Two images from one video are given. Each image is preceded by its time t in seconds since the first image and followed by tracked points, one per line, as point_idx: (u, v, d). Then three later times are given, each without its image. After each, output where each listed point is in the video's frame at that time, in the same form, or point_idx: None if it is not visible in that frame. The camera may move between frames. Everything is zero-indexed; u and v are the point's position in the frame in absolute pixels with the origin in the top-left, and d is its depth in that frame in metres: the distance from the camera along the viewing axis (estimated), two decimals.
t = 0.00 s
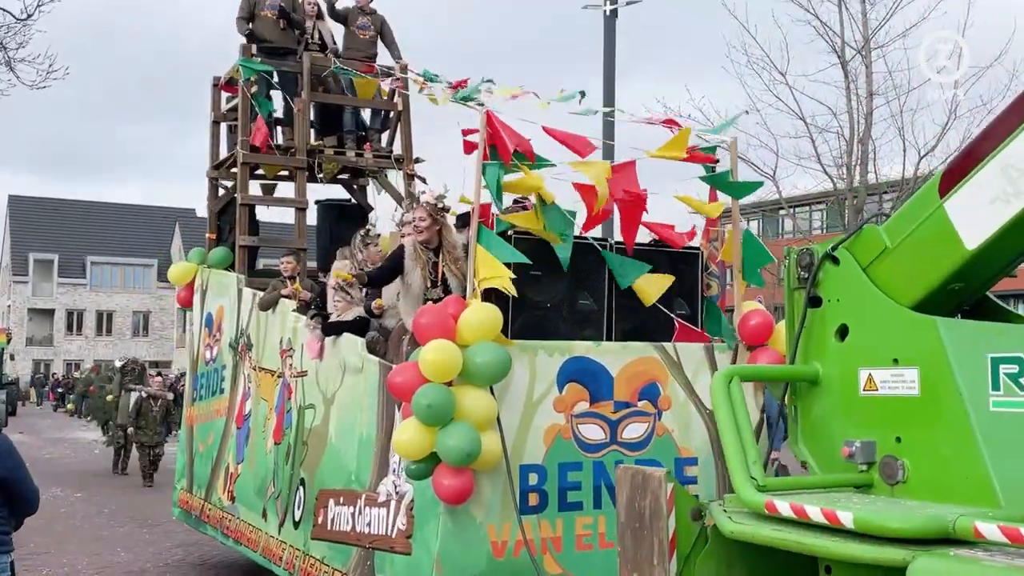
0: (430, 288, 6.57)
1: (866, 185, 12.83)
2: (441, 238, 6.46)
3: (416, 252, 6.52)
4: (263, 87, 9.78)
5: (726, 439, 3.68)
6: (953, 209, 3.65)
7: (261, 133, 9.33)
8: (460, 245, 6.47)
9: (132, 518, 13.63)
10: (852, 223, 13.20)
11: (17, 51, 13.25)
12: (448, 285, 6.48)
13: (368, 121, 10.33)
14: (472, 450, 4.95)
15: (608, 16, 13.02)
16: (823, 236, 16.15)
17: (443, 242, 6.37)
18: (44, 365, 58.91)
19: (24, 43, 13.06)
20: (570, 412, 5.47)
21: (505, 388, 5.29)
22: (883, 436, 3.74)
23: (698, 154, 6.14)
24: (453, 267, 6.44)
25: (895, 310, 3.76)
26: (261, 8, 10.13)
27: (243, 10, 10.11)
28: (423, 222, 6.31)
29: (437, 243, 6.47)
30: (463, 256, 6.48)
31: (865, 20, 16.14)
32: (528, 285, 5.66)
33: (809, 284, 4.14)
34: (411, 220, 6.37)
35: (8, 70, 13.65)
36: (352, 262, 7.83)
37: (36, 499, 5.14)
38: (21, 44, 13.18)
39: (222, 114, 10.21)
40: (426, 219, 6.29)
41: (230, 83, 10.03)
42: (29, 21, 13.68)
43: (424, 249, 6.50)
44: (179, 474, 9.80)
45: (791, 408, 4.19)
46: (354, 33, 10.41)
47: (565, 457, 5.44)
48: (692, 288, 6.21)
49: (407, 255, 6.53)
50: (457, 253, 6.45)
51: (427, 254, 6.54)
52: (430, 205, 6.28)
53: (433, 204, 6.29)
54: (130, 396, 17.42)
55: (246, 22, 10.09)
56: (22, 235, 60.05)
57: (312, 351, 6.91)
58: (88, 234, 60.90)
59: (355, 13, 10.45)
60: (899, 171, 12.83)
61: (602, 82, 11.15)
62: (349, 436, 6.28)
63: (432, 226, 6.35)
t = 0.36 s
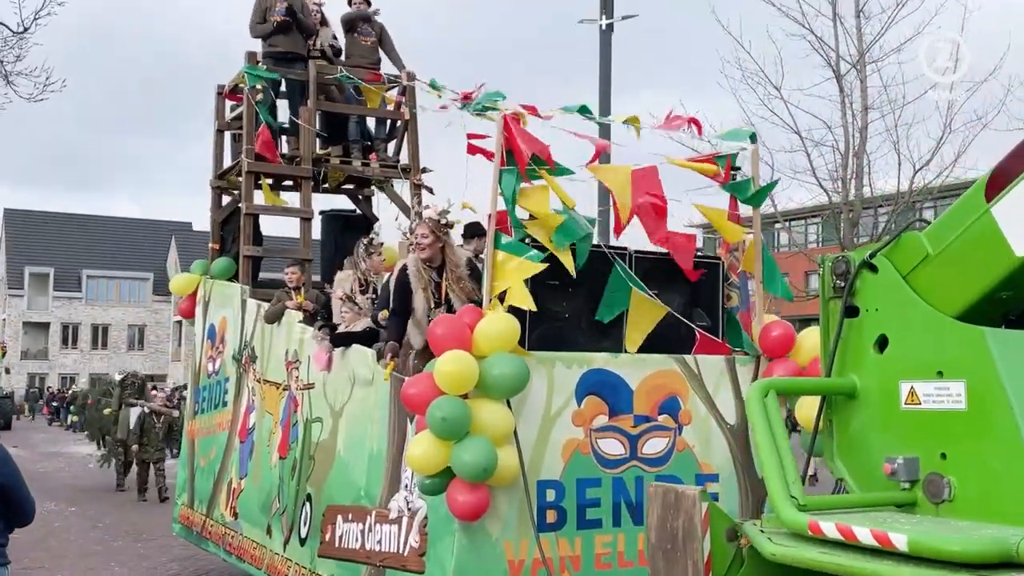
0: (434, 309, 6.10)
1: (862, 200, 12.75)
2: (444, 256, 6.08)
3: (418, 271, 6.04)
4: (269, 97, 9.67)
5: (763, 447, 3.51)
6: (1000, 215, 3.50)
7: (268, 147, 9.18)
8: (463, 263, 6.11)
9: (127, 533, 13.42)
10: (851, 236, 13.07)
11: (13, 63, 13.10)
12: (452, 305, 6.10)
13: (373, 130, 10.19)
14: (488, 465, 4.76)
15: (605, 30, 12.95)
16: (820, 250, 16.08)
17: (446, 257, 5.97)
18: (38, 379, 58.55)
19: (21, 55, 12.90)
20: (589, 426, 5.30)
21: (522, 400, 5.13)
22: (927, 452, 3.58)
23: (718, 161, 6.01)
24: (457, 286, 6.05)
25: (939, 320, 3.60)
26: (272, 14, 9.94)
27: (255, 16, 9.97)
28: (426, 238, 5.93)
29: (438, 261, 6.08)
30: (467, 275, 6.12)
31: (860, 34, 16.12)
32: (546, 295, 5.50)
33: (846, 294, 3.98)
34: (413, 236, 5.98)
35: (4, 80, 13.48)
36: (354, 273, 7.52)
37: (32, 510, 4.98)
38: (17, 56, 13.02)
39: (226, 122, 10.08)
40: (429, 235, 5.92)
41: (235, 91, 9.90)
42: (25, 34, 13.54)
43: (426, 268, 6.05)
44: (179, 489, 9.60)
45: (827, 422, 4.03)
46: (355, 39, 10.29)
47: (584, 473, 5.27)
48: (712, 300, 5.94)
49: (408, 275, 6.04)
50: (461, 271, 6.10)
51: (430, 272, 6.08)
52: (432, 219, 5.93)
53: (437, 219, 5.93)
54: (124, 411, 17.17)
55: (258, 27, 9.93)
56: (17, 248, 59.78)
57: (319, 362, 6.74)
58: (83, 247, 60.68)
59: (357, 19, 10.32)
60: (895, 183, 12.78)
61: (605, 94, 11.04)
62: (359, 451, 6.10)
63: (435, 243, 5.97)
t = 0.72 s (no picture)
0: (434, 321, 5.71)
1: (849, 213, 12.71)
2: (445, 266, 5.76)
3: (418, 281, 5.72)
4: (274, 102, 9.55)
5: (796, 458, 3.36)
6: None
7: (271, 151, 9.13)
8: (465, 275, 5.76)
9: (117, 546, 13.17)
10: (840, 248, 12.92)
11: (6, 72, 12.93)
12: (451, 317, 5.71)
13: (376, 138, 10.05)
14: (503, 478, 4.59)
15: (597, 42, 12.86)
16: (812, 262, 16.00)
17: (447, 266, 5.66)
18: (28, 391, 58.10)
19: (13, 64, 12.73)
20: (604, 438, 5.13)
21: (536, 411, 4.95)
22: (968, 465, 3.42)
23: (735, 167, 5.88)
24: (456, 297, 5.72)
25: (979, 326, 3.44)
26: (278, 18, 9.80)
27: (260, 19, 9.76)
28: (426, 245, 5.66)
29: (439, 271, 5.76)
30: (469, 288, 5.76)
31: (850, 47, 16.10)
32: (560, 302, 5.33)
33: (878, 299, 3.82)
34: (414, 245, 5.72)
35: None
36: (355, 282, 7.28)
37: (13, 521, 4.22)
38: (9, 66, 12.84)
39: (227, 129, 9.93)
40: (428, 241, 5.66)
41: (237, 97, 9.76)
42: (17, 41, 13.36)
43: (426, 278, 5.73)
44: (176, 502, 9.40)
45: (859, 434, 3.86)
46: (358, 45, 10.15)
47: (599, 487, 5.09)
48: (727, 310, 5.82)
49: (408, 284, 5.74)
50: (461, 283, 5.74)
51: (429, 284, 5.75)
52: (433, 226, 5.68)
53: (438, 226, 5.69)
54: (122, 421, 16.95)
55: (263, 31, 9.73)
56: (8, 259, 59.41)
57: (323, 372, 6.56)
58: (75, 258, 60.37)
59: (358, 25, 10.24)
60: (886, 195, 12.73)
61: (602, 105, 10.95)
62: (364, 463, 5.92)
63: (435, 250, 5.69)
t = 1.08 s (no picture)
0: (432, 325, 5.56)
1: (833, 221, 12.63)
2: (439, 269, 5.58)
3: (412, 286, 5.55)
4: (263, 103, 9.37)
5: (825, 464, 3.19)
6: None
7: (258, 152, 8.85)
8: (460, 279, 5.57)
9: (98, 558, 12.88)
10: (823, 256, 12.81)
11: None
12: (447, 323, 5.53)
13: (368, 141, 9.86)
14: (513, 488, 4.43)
15: (581, 50, 12.75)
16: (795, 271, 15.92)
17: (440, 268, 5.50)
18: (7, 401, 57.41)
19: None
20: (613, 447, 4.97)
21: (544, 419, 4.80)
22: (1006, 474, 3.26)
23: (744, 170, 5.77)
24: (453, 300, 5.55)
25: (1015, 328, 3.29)
26: (270, 21, 9.76)
27: (255, 22, 9.74)
28: (417, 248, 5.51)
29: (433, 275, 5.60)
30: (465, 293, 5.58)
31: (831, 55, 16.09)
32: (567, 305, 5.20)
33: (907, 301, 3.66)
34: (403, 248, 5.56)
35: None
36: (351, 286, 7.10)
37: None
38: None
39: (215, 131, 9.73)
40: (419, 244, 5.50)
41: (226, 99, 9.56)
42: None
43: (420, 282, 5.57)
44: (162, 513, 9.17)
45: (887, 442, 3.71)
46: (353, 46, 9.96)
47: (608, 497, 4.93)
48: (739, 315, 5.68)
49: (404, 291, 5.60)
50: (455, 287, 5.55)
51: (424, 289, 5.57)
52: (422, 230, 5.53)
53: (428, 229, 5.53)
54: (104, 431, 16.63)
55: (257, 33, 9.72)
56: None
57: (318, 379, 6.37)
58: (55, 267, 59.79)
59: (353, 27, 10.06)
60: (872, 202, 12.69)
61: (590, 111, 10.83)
62: (362, 473, 5.73)
63: (427, 254, 5.52)
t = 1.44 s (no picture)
0: (420, 332, 5.65)
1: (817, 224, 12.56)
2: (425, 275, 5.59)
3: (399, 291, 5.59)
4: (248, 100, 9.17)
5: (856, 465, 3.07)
6: None
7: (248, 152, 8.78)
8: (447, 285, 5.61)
9: (77, 566, 12.59)
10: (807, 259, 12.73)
11: None
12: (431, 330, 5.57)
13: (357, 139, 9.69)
14: (516, 495, 4.22)
15: (562, 54, 12.61)
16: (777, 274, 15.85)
17: (425, 273, 5.51)
18: None
19: None
20: (619, 451, 4.80)
21: (547, 423, 4.62)
22: None
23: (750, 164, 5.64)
24: (441, 306, 5.58)
25: None
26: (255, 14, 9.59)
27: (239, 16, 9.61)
28: (403, 254, 5.48)
29: (420, 280, 5.60)
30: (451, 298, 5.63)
31: (809, 58, 16.04)
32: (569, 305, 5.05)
33: (935, 298, 3.53)
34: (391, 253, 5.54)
35: None
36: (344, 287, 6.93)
37: None
38: None
39: (200, 129, 9.52)
40: (405, 250, 5.47)
41: (211, 96, 9.36)
42: None
43: (408, 287, 5.60)
44: (147, 521, 8.94)
45: (917, 445, 3.57)
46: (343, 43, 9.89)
47: (615, 504, 4.76)
48: (745, 315, 5.66)
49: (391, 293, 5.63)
50: (442, 293, 5.59)
51: (411, 293, 5.62)
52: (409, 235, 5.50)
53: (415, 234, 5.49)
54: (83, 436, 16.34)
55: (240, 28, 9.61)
56: None
57: (310, 382, 6.19)
58: (32, 271, 59.08)
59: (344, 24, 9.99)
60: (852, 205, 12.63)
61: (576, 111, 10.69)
62: (357, 479, 5.54)
63: (413, 260, 5.50)
